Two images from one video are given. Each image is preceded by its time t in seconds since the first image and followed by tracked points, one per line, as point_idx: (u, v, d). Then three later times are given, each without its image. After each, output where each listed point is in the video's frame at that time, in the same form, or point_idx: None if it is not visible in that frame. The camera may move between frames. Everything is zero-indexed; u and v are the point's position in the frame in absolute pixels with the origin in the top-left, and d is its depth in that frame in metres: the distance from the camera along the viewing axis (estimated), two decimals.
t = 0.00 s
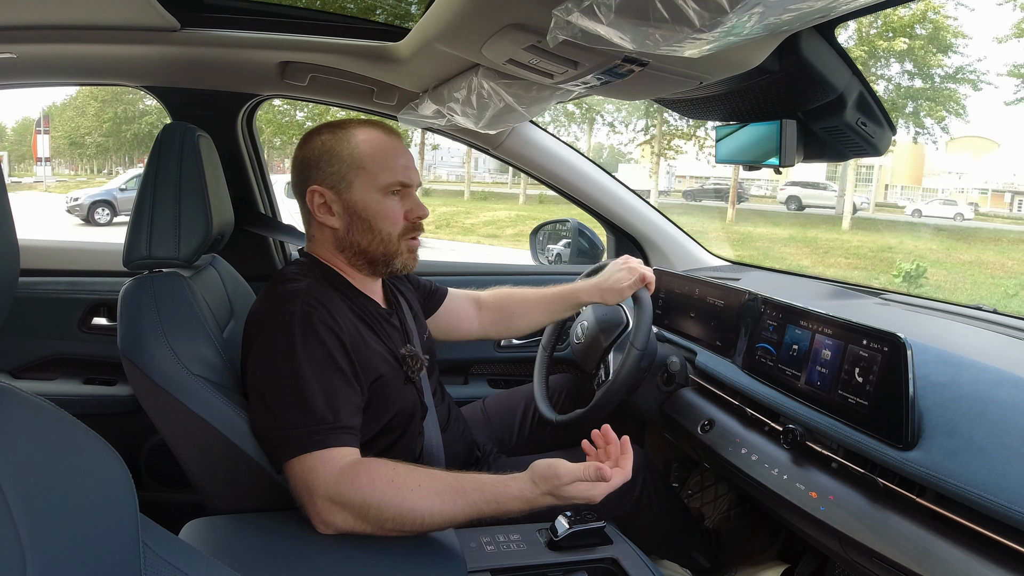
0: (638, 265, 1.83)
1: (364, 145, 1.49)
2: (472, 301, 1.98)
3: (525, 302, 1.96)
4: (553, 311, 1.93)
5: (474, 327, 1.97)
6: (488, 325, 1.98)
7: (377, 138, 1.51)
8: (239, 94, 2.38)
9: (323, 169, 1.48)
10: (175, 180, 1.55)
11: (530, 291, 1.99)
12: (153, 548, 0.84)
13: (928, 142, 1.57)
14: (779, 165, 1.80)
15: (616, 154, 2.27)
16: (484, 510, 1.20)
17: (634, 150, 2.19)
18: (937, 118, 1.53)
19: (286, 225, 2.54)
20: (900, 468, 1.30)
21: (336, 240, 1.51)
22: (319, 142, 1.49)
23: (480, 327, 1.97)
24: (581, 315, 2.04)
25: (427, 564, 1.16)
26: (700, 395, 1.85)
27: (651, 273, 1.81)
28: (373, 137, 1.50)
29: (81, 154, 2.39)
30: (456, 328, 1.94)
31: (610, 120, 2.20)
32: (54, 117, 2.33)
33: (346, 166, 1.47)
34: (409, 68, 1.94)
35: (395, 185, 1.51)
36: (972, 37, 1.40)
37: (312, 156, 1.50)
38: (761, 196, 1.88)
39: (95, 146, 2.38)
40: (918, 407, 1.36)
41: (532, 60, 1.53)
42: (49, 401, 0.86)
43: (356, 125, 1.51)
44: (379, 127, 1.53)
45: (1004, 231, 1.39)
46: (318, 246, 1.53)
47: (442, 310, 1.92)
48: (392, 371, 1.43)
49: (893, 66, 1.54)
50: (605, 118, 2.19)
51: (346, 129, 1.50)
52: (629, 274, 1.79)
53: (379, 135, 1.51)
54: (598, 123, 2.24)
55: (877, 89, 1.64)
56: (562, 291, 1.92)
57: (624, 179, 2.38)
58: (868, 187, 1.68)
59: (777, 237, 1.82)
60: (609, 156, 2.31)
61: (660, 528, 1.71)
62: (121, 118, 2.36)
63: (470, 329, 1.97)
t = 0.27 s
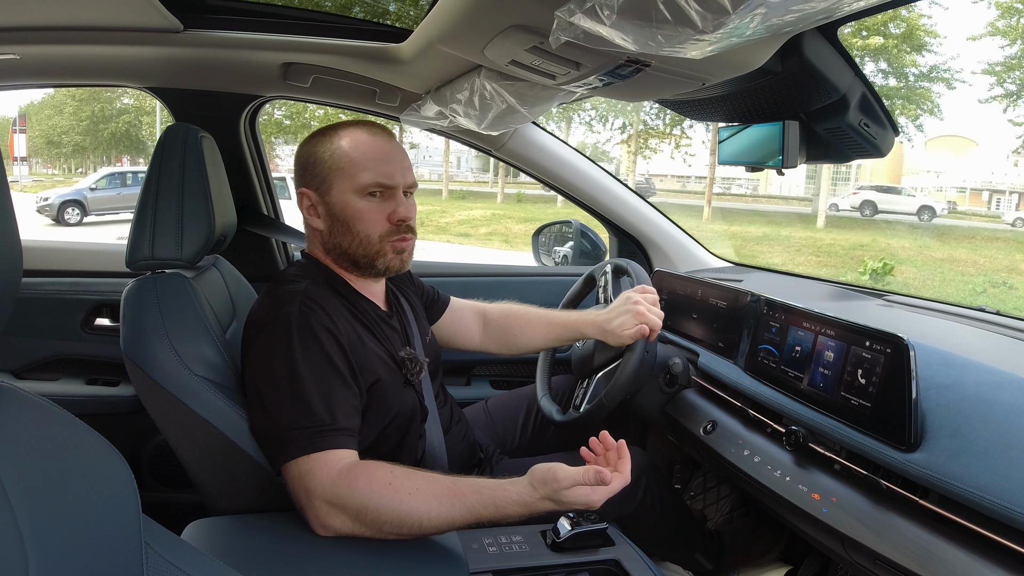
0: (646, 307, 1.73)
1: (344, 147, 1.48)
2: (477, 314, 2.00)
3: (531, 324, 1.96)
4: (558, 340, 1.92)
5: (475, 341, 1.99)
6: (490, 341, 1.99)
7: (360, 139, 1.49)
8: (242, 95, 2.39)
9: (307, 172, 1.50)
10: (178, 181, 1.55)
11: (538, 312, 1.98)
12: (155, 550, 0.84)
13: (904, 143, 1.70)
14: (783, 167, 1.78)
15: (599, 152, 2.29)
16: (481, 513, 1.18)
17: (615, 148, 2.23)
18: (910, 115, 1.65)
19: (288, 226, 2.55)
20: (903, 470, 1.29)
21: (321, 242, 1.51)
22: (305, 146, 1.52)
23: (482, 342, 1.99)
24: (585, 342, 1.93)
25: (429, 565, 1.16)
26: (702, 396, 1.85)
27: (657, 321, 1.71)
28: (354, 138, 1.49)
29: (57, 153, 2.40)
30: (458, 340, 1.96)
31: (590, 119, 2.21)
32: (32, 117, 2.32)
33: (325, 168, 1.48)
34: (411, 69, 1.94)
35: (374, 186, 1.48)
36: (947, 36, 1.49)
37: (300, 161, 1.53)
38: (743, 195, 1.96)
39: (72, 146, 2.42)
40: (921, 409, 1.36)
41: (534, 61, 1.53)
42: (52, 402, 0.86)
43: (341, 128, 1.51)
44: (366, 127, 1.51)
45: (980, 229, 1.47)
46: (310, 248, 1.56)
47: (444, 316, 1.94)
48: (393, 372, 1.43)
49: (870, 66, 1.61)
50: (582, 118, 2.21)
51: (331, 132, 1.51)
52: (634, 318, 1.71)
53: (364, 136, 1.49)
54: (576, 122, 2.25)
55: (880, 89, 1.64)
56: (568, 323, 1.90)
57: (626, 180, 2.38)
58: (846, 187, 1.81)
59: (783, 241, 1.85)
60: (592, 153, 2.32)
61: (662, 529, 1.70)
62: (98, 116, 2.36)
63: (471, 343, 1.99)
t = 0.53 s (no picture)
0: (644, 323, 1.70)
1: (344, 151, 1.48)
2: (479, 320, 2.01)
3: (532, 333, 1.95)
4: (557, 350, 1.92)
5: (478, 347, 1.99)
6: (491, 349, 1.99)
7: (360, 143, 1.48)
8: (243, 95, 2.39)
9: (312, 174, 1.52)
10: (180, 181, 1.55)
11: (538, 321, 1.97)
12: (157, 549, 0.84)
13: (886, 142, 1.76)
14: (784, 168, 1.79)
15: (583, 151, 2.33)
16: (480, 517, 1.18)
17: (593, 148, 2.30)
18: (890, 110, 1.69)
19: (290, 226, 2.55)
20: (905, 472, 1.29)
21: (322, 244, 1.53)
22: (311, 149, 1.53)
23: (483, 350, 2.00)
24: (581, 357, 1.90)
25: (431, 566, 1.16)
26: (704, 398, 1.85)
27: (654, 339, 1.69)
28: (355, 142, 1.48)
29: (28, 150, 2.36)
30: (460, 343, 1.97)
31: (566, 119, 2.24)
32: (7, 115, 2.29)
33: (326, 171, 1.49)
34: (413, 69, 1.94)
35: (371, 192, 1.47)
36: (918, 35, 1.45)
37: (307, 162, 1.54)
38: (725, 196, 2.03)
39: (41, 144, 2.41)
40: (922, 410, 1.36)
41: (536, 62, 1.53)
42: (55, 401, 0.86)
43: (345, 131, 1.51)
44: (368, 132, 1.50)
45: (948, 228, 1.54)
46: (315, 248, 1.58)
47: (448, 321, 1.95)
48: (393, 373, 1.43)
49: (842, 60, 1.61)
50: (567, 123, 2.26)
51: (335, 135, 1.51)
52: (630, 335, 1.69)
53: (364, 140, 1.49)
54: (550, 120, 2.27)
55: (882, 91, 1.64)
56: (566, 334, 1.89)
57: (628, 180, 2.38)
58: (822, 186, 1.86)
59: (783, 240, 1.89)
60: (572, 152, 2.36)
61: (664, 530, 1.70)
62: (71, 114, 2.38)
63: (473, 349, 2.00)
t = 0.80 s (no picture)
0: (644, 325, 1.70)
1: (351, 155, 1.48)
2: (481, 323, 2.01)
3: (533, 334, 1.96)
4: (557, 352, 1.91)
5: (478, 350, 1.99)
6: (493, 351, 1.99)
7: (367, 148, 1.48)
8: (244, 96, 2.39)
9: (319, 177, 1.52)
10: (181, 182, 1.55)
11: (538, 325, 1.97)
12: (158, 549, 0.84)
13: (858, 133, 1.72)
14: (784, 170, 1.80)
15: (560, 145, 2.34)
16: (477, 523, 1.17)
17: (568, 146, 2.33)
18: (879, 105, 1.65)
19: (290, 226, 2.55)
20: (905, 473, 1.29)
21: (326, 246, 1.53)
22: (320, 151, 1.53)
23: (484, 352, 1.99)
24: (581, 359, 1.89)
25: (431, 566, 1.16)
26: (704, 399, 1.85)
27: (654, 341, 1.69)
28: (361, 147, 1.48)
29: None
30: (460, 347, 1.97)
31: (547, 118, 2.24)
32: None
33: (333, 174, 1.49)
34: (414, 71, 1.94)
35: (375, 199, 1.47)
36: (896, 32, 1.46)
37: (315, 164, 1.54)
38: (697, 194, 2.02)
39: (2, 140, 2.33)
40: (922, 412, 1.36)
41: (536, 64, 1.53)
42: (55, 401, 0.86)
43: (353, 135, 1.51)
44: (374, 137, 1.50)
45: (916, 221, 1.55)
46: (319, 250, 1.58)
47: (450, 324, 1.96)
48: (394, 375, 1.43)
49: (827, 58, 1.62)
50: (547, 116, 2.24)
51: (343, 139, 1.51)
52: (630, 337, 1.69)
53: (371, 145, 1.49)
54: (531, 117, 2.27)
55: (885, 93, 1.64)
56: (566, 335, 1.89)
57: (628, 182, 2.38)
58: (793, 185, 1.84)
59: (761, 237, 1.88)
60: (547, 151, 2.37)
61: (664, 532, 1.70)
62: (40, 113, 2.35)
63: (475, 352, 1.99)
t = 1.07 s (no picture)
0: (644, 324, 1.70)
1: (357, 152, 1.48)
2: (482, 324, 2.01)
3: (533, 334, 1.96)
4: (557, 352, 1.91)
5: (479, 351, 1.99)
6: (493, 351, 1.99)
7: (372, 146, 1.48)
8: (245, 95, 2.39)
9: (324, 174, 1.52)
10: (181, 180, 1.55)
11: (539, 325, 1.97)
12: (159, 548, 0.84)
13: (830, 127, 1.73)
14: (784, 169, 1.78)
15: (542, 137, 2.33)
16: (479, 522, 1.17)
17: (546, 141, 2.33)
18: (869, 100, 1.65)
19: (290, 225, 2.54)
20: (906, 472, 1.29)
21: (330, 243, 1.53)
22: (325, 148, 1.53)
23: (485, 352, 1.99)
24: (581, 360, 1.88)
25: (432, 565, 1.16)
26: (705, 398, 1.85)
27: (654, 340, 1.69)
28: (367, 144, 1.48)
29: None
30: (462, 348, 1.97)
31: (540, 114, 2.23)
32: None
33: (338, 170, 1.49)
34: (414, 70, 1.94)
35: (381, 195, 1.47)
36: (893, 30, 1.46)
37: (320, 161, 1.55)
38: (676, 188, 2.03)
39: None
40: (923, 411, 1.36)
41: (536, 62, 1.53)
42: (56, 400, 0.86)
43: (359, 133, 1.51)
44: (379, 135, 1.50)
45: (881, 219, 1.59)
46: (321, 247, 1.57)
47: (451, 325, 1.96)
48: (394, 375, 1.43)
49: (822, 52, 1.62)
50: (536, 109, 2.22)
51: (349, 137, 1.51)
52: (630, 337, 1.69)
53: (376, 143, 1.49)
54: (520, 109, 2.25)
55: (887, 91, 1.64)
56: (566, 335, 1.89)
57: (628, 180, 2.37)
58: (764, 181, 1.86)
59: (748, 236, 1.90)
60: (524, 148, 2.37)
61: (664, 531, 1.70)
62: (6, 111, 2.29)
63: (476, 352, 1.99)
